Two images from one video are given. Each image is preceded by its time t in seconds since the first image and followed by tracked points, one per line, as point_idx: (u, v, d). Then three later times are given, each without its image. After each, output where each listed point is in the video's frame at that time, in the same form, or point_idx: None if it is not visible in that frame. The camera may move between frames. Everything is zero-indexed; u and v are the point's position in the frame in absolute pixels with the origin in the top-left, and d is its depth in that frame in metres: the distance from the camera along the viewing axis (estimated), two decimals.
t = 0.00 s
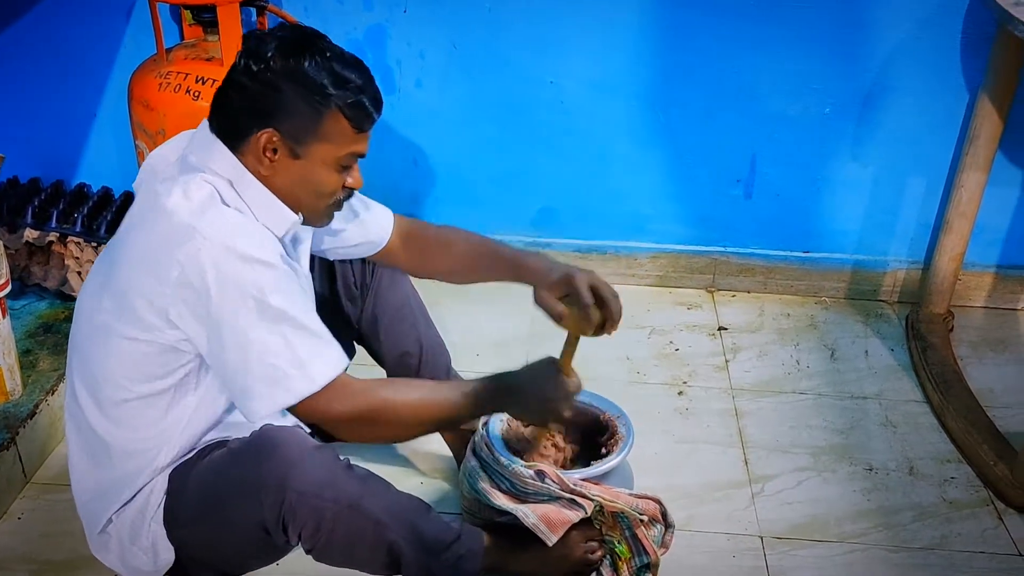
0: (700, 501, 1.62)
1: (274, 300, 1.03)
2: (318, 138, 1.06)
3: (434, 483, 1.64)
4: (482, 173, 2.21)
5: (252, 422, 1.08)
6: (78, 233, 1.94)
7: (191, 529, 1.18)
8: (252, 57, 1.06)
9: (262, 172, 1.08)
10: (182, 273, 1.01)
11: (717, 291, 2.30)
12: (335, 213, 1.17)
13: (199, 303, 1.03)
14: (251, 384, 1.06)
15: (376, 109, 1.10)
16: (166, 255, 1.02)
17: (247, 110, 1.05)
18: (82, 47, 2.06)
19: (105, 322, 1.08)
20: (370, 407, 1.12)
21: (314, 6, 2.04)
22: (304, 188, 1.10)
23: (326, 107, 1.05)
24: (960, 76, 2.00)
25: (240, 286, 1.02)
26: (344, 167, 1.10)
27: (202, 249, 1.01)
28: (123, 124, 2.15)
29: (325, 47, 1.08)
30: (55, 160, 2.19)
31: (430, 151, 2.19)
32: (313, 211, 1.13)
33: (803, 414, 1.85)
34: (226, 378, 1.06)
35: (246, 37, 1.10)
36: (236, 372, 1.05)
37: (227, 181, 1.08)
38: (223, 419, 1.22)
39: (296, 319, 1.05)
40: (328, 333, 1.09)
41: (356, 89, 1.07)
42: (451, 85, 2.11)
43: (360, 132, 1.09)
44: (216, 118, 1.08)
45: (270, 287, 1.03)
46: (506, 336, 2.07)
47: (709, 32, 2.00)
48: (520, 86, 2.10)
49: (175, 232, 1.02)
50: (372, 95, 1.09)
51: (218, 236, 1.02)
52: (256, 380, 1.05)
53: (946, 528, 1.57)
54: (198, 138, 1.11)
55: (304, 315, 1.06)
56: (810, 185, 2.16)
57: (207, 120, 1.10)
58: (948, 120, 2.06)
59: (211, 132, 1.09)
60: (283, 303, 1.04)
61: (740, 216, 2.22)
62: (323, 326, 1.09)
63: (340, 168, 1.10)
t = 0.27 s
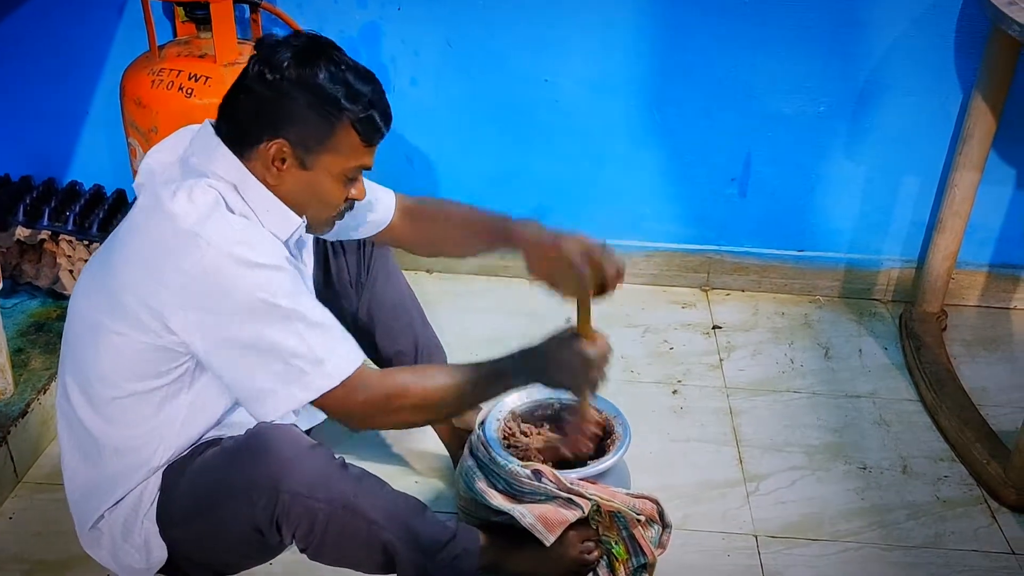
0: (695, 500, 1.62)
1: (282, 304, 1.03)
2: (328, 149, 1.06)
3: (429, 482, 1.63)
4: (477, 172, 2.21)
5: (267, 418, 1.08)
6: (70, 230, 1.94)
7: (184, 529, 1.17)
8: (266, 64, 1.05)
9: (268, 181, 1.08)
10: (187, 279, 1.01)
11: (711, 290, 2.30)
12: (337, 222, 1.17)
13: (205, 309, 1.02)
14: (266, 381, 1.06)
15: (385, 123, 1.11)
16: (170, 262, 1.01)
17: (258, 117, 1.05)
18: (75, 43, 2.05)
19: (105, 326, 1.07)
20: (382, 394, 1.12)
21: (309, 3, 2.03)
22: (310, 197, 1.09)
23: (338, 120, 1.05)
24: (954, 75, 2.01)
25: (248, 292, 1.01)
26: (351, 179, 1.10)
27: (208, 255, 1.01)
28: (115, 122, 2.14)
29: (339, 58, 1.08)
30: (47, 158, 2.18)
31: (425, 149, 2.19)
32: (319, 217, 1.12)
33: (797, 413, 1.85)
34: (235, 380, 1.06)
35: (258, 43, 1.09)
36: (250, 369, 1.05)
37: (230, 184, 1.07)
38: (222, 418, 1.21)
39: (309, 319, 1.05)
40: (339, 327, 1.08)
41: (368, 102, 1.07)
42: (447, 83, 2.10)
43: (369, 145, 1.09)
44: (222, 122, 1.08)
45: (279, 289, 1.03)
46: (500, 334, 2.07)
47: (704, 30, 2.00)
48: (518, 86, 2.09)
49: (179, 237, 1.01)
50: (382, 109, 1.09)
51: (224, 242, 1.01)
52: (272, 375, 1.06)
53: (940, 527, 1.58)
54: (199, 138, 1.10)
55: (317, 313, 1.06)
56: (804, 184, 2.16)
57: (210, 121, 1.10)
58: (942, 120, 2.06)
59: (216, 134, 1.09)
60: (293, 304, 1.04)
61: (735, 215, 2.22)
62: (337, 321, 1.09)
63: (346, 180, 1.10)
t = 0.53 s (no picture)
0: (697, 500, 1.61)
1: (278, 304, 1.03)
2: (326, 144, 1.05)
3: (430, 481, 1.63)
4: (478, 171, 2.21)
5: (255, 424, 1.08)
6: (72, 229, 1.94)
7: (184, 527, 1.17)
8: (267, 58, 1.05)
9: (266, 175, 1.08)
10: (188, 277, 1.01)
11: (713, 289, 2.30)
12: (336, 218, 1.17)
13: (202, 303, 1.02)
14: (253, 388, 1.05)
15: (386, 120, 1.10)
16: (168, 255, 1.01)
17: (256, 112, 1.05)
18: (76, 42, 2.05)
19: (105, 321, 1.07)
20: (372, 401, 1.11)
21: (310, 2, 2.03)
22: (308, 191, 1.09)
23: (337, 115, 1.04)
24: (957, 75, 2.00)
25: (247, 291, 1.01)
26: (350, 175, 1.10)
27: (209, 254, 1.01)
28: (117, 120, 2.14)
29: (340, 54, 1.07)
30: (48, 156, 2.18)
31: (426, 149, 2.19)
32: (318, 214, 1.13)
33: (800, 413, 1.85)
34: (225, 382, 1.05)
35: (259, 37, 1.09)
36: (238, 376, 1.04)
37: (230, 182, 1.08)
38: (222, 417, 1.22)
39: (301, 322, 1.05)
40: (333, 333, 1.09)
41: (369, 99, 1.06)
42: (449, 82, 2.10)
43: (368, 142, 1.08)
44: (221, 118, 1.08)
45: (274, 288, 1.03)
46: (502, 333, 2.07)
47: (707, 29, 1.99)
48: (519, 84, 2.09)
49: (180, 235, 1.01)
50: (383, 105, 1.08)
51: (224, 241, 1.01)
52: (259, 382, 1.04)
53: (942, 527, 1.57)
54: (201, 138, 1.10)
55: (309, 318, 1.06)
56: (806, 183, 2.16)
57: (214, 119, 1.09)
58: (945, 119, 2.06)
59: (218, 130, 1.08)
60: (288, 305, 1.04)
61: (737, 214, 2.22)
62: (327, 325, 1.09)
63: (345, 176, 1.09)
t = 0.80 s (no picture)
0: (701, 498, 1.61)
1: (292, 304, 1.03)
2: (330, 137, 1.05)
3: (434, 479, 1.63)
4: (483, 169, 2.21)
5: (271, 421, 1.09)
6: (75, 227, 1.93)
7: (190, 525, 1.17)
8: (266, 56, 1.04)
9: (273, 173, 1.08)
10: (200, 276, 1.00)
11: (717, 287, 2.29)
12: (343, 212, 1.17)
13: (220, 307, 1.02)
14: (270, 386, 1.06)
15: (388, 111, 1.10)
16: (184, 259, 1.00)
17: (259, 110, 1.04)
18: (81, 39, 2.05)
19: (119, 324, 1.07)
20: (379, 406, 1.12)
21: None
22: (315, 187, 1.09)
23: (339, 107, 1.04)
24: (962, 74, 2.00)
25: (260, 291, 1.01)
26: (355, 167, 1.10)
27: (221, 253, 1.00)
28: (121, 118, 2.14)
29: (339, 47, 1.07)
30: (53, 153, 2.18)
31: (431, 146, 2.18)
32: (325, 211, 1.13)
33: (804, 411, 1.85)
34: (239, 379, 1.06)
35: (258, 34, 1.08)
36: (255, 375, 1.05)
37: (240, 181, 1.08)
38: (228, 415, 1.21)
39: (314, 321, 1.05)
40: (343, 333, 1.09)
41: (369, 90, 1.06)
42: (454, 80, 2.09)
43: (371, 133, 1.08)
44: (224, 117, 1.08)
45: (291, 289, 1.03)
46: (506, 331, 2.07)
47: (711, 28, 1.99)
48: (525, 82, 2.09)
49: (192, 234, 1.01)
50: (384, 96, 1.08)
51: (237, 240, 1.01)
52: (276, 380, 1.05)
53: (947, 525, 1.57)
54: (208, 136, 1.09)
55: (322, 317, 1.06)
56: (811, 182, 2.15)
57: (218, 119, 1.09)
58: (951, 118, 2.05)
59: (223, 132, 1.08)
60: (305, 307, 1.04)
61: (742, 213, 2.21)
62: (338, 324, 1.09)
63: (351, 168, 1.09)
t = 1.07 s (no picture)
0: (703, 494, 1.61)
1: (284, 289, 1.03)
2: (332, 132, 1.05)
3: (435, 475, 1.63)
4: (483, 164, 2.21)
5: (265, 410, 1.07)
6: (78, 223, 1.93)
7: (191, 521, 1.17)
8: (270, 50, 1.05)
9: (273, 166, 1.08)
10: (191, 261, 1.01)
11: (719, 283, 2.29)
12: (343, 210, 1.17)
13: (209, 292, 1.02)
14: (260, 374, 1.04)
15: (390, 109, 1.10)
16: (174, 243, 1.01)
17: (263, 102, 1.05)
18: (83, 35, 2.05)
19: (111, 310, 1.07)
20: (382, 384, 1.12)
21: None
22: (315, 182, 1.09)
23: (342, 103, 1.05)
24: (965, 70, 2.00)
25: (251, 275, 1.01)
26: (356, 163, 1.10)
27: (212, 237, 1.01)
28: (124, 114, 2.14)
29: (344, 43, 1.07)
30: (55, 149, 2.18)
31: (432, 141, 2.18)
32: (324, 206, 1.12)
33: (806, 407, 1.85)
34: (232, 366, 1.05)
35: (263, 29, 1.09)
36: (245, 362, 1.04)
37: (234, 169, 1.08)
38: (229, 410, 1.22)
39: (306, 307, 1.05)
40: (336, 318, 1.08)
41: (373, 87, 1.07)
42: (455, 75, 2.09)
43: (374, 130, 1.09)
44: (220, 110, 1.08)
45: (280, 273, 1.03)
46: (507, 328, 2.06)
47: (713, 24, 1.99)
48: (525, 77, 2.09)
49: (184, 219, 1.01)
50: (388, 93, 1.08)
51: (229, 225, 1.02)
52: (265, 368, 1.04)
53: (949, 521, 1.57)
54: (205, 128, 1.10)
55: (315, 304, 1.06)
56: (813, 178, 2.15)
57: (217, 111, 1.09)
58: (953, 114, 2.05)
59: (221, 123, 1.09)
60: (294, 292, 1.04)
61: (743, 209, 2.21)
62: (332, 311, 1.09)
63: (352, 164, 1.09)
